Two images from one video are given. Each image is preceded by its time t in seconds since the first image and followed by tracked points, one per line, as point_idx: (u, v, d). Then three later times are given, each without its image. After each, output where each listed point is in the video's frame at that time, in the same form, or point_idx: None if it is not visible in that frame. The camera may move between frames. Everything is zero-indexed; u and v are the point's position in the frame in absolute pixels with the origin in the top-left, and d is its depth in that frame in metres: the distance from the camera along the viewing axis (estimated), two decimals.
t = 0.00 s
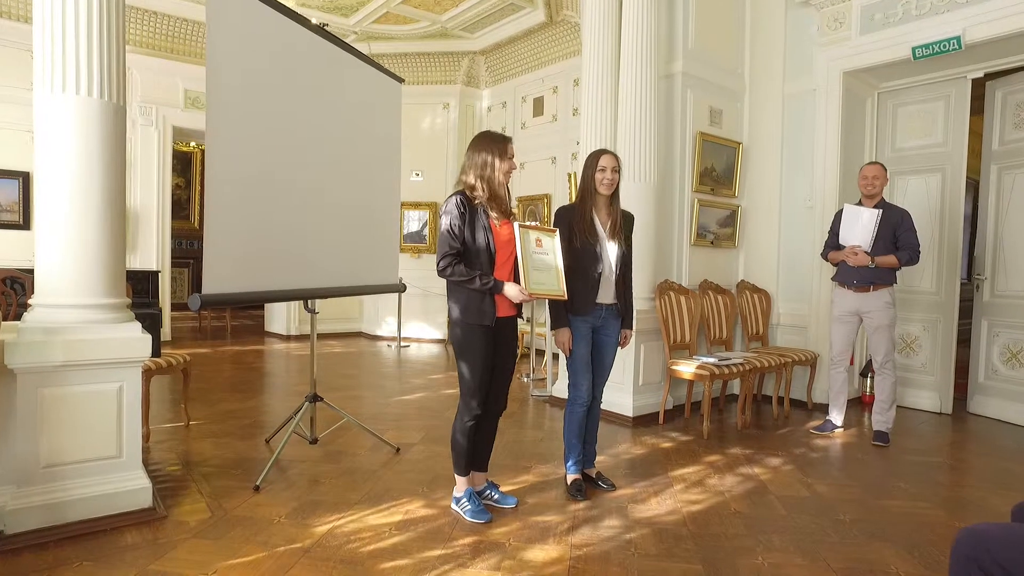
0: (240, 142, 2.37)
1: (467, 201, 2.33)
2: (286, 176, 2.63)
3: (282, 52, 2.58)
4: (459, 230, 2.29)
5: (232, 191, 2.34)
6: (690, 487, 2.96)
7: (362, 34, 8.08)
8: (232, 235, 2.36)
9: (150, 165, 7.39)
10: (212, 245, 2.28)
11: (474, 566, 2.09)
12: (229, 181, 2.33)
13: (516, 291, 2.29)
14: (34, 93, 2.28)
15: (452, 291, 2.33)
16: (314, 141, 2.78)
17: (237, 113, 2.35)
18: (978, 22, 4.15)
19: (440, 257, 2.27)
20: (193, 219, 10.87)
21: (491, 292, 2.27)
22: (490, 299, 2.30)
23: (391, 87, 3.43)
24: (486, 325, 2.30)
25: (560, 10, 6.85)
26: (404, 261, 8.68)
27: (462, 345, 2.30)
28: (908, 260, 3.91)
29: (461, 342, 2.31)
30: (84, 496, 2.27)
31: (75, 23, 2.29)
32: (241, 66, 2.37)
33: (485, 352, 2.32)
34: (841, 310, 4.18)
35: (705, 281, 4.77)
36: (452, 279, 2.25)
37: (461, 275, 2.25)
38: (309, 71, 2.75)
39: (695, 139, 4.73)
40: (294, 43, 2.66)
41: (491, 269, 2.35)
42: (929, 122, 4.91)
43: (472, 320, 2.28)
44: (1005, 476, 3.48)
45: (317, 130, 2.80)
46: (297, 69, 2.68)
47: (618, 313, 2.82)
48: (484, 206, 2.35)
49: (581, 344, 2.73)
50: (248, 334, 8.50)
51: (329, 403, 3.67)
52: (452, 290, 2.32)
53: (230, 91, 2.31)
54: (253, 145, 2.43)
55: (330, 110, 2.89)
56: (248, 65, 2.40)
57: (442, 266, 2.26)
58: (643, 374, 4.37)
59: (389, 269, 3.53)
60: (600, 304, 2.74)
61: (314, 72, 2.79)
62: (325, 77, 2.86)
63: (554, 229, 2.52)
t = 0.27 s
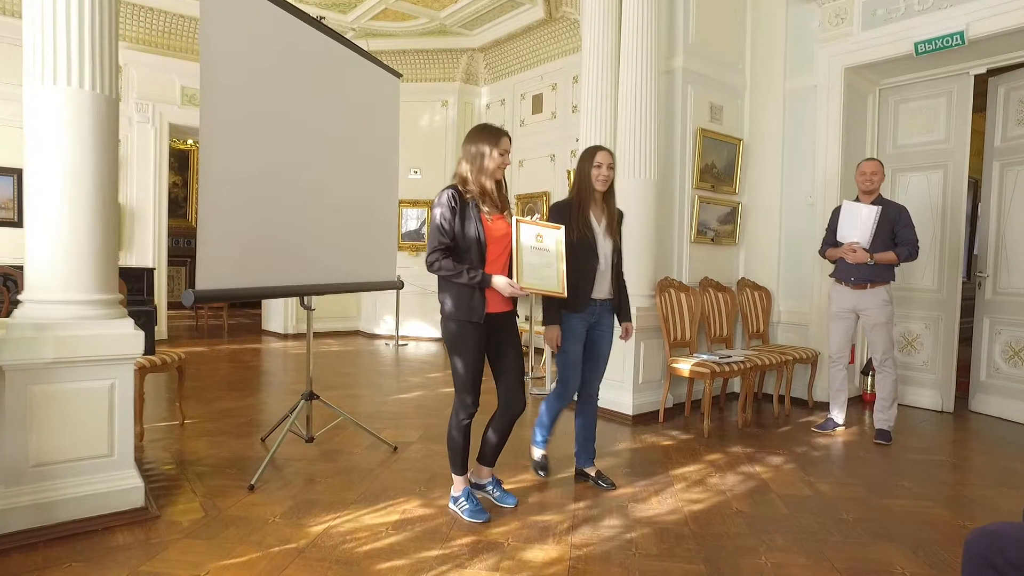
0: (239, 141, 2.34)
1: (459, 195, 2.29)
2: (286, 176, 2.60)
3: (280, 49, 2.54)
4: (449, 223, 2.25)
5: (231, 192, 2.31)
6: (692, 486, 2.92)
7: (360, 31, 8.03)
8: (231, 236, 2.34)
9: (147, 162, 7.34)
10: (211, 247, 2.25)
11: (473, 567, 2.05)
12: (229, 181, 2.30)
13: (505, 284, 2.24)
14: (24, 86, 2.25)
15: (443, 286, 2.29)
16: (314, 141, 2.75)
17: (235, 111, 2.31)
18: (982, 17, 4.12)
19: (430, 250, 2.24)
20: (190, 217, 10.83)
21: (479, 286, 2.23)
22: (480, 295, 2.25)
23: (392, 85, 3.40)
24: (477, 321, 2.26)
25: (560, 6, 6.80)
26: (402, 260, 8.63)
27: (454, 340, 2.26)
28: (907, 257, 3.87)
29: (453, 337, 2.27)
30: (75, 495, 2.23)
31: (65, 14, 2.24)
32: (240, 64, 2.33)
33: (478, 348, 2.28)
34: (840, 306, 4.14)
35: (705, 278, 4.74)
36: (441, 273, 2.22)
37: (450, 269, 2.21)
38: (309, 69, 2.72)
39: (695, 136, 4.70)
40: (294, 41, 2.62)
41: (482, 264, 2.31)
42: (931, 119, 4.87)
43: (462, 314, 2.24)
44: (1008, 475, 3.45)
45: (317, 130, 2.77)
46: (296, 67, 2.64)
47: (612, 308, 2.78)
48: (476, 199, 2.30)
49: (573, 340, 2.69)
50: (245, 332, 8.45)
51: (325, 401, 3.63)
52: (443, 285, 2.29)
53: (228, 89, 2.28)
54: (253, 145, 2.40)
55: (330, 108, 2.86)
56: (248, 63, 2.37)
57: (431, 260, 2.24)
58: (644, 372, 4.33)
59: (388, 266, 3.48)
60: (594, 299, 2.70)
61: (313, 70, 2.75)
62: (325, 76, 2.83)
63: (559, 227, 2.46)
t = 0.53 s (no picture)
0: (219, 139, 2.27)
1: (443, 189, 2.22)
2: (270, 175, 2.54)
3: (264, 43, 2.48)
4: (431, 218, 2.19)
5: (212, 190, 2.26)
6: (682, 488, 2.87)
7: (347, 27, 7.94)
8: (210, 236, 2.28)
9: (127, 158, 7.20)
10: (190, 247, 2.19)
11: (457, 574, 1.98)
12: (209, 179, 2.24)
13: (486, 273, 2.15)
14: None
15: (427, 283, 2.23)
16: (292, 138, 2.65)
17: (216, 108, 2.25)
18: (972, 15, 4.10)
19: (412, 247, 2.19)
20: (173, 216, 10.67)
21: (462, 280, 2.15)
22: (463, 292, 2.18)
23: (380, 81, 3.34)
24: (461, 320, 2.18)
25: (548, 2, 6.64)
26: (388, 259, 8.54)
27: (437, 338, 2.20)
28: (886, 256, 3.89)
29: (436, 335, 2.21)
30: (42, 503, 2.14)
31: None
32: (222, 60, 2.27)
33: (463, 346, 2.21)
34: (820, 304, 4.11)
35: (695, 277, 4.70)
36: (423, 269, 2.16)
37: (433, 265, 2.14)
38: (294, 66, 2.66)
39: (685, 133, 4.66)
40: (279, 36, 2.56)
41: (468, 259, 2.24)
42: (919, 117, 4.87)
43: (445, 311, 2.17)
44: (997, 473, 3.43)
45: (302, 127, 2.71)
46: (282, 63, 2.58)
47: (584, 306, 2.72)
48: (461, 194, 2.22)
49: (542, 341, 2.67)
50: (228, 332, 8.33)
51: (307, 402, 3.55)
52: (428, 283, 2.22)
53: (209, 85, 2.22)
54: (235, 143, 2.34)
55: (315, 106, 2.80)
56: (230, 58, 2.30)
57: (413, 257, 2.18)
58: (633, 371, 4.27)
59: (372, 264, 3.40)
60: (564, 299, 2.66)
61: (295, 66, 2.66)
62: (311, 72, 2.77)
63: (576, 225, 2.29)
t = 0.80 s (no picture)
0: (189, 138, 2.16)
1: (434, 185, 2.14)
2: (243, 173, 2.44)
3: (238, 37, 2.37)
4: (420, 216, 2.11)
5: (182, 191, 2.15)
6: (670, 492, 2.81)
7: (325, 22, 7.82)
8: (180, 238, 2.17)
9: (96, 155, 6.98)
10: (159, 247, 2.08)
11: None
12: (178, 177, 2.14)
13: (474, 271, 2.03)
14: None
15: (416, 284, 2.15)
16: (267, 135, 2.55)
17: (186, 103, 2.15)
18: (953, 15, 4.12)
19: (401, 245, 2.12)
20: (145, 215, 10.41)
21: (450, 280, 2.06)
22: (455, 294, 2.09)
23: (358, 74, 3.23)
24: (450, 325, 2.10)
25: None
26: (367, 258, 8.41)
27: (425, 342, 2.12)
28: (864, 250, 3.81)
29: (424, 340, 2.13)
30: None
31: None
32: (193, 53, 2.16)
33: (451, 352, 2.12)
34: (798, 304, 4.06)
35: (679, 277, 4.66)
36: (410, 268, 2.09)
37: (420, 265, 2.07)
38: (269, 60, 2.55)
39: (669, 131, 4.62)
40: (253, 29, 2.45)
41: (459, 259, 2.15)
42: (901, 116, 4.89)
43: (433, 314, 2.10)
44: (981, 472, 3.43)
45: (277, 124, 2.60)
46: (256, 57, 2.47)
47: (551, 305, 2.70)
48: (452, 190, 2.13)
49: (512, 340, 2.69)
50: (202, 334, 8.12)
51: (283, 407, 3.43)
52: (417, 284, 2.15)
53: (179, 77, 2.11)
54: (207, 140, 2.24)
55: (290, 101, 2.69)
56: (200, 53, 2.19)
57: (401, 255, 2.11)
58: (617, 372, 4.21)
59: (350, 264, 3.30)
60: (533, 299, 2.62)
61: (269, 60, 2.55)
62: (287, 67, 2.66)
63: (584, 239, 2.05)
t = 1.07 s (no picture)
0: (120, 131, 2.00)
1: (404, 180, 2.05)
2: (177, 170, 2.27)
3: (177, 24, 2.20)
4: (389, 215, 2.02)
5: (110, 190, 1.98)
6: (628, 496, 2.77)
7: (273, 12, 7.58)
8: (109, 239, 2.00)
9: (20, 148, 6.55)
10: (82, 252, 1.91)
11: None
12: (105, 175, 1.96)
13: (438, 276, 1.93)
14: None
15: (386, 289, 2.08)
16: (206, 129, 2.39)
17: (115, 94, 1.97)
18: (900, 21, 4.30)
19: (368, 243, 2.05)
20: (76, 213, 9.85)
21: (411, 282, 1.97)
22: (423, 297, 2.00)
23: (307, 67, 3.07)
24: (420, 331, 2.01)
25: None
26: (315, 259, 8.15)
27: (399, 354, 2.03)
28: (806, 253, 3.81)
29: (399, 353, 2.04)
30: None
31: None
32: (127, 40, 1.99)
33: (422, 363, 2.03)
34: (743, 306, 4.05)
35: (634, 277, 4.66)
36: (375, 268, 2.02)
37: (384, 266, 2.00)
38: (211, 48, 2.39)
39: (625, 130, 4.61)
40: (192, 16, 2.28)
41: (428, 260, 2.05)
42: (848, 118, 5.02)
43: (406, 325, 2.01)
44: (926, 465, 3.51)
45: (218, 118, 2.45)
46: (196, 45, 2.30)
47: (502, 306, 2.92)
48: (423, 184, 2.03)
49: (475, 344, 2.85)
50: (139, 339, 7.72)
51: (224, 416, 3.25)
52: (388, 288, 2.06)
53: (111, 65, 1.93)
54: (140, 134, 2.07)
55: (232, 95, 2.52)
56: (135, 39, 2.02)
57: (368, 253, 2.05)
58: (573, 374, 4.15)
59: (296, 264, 3.14)
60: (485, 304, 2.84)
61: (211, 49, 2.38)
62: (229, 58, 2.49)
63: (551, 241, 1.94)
